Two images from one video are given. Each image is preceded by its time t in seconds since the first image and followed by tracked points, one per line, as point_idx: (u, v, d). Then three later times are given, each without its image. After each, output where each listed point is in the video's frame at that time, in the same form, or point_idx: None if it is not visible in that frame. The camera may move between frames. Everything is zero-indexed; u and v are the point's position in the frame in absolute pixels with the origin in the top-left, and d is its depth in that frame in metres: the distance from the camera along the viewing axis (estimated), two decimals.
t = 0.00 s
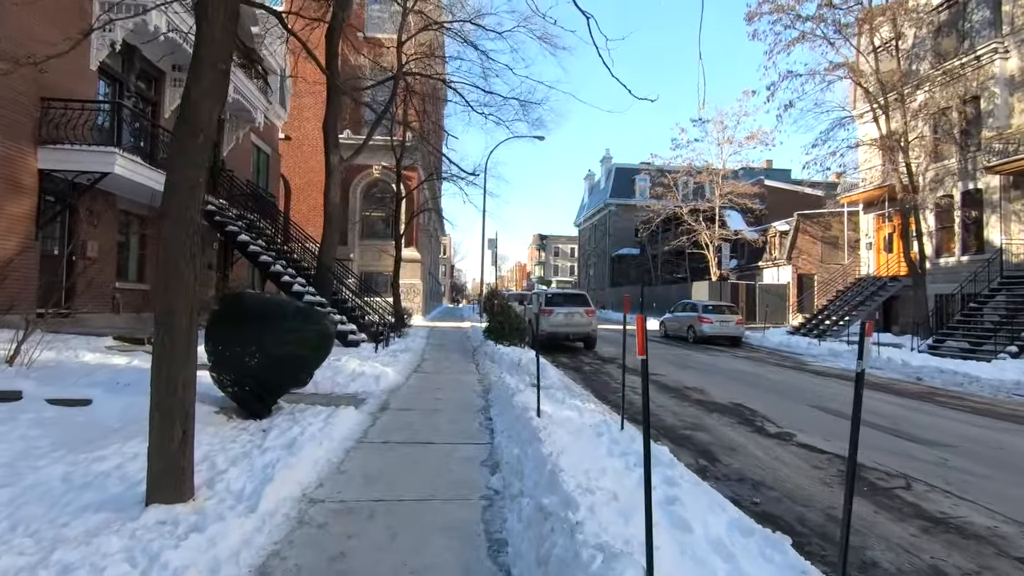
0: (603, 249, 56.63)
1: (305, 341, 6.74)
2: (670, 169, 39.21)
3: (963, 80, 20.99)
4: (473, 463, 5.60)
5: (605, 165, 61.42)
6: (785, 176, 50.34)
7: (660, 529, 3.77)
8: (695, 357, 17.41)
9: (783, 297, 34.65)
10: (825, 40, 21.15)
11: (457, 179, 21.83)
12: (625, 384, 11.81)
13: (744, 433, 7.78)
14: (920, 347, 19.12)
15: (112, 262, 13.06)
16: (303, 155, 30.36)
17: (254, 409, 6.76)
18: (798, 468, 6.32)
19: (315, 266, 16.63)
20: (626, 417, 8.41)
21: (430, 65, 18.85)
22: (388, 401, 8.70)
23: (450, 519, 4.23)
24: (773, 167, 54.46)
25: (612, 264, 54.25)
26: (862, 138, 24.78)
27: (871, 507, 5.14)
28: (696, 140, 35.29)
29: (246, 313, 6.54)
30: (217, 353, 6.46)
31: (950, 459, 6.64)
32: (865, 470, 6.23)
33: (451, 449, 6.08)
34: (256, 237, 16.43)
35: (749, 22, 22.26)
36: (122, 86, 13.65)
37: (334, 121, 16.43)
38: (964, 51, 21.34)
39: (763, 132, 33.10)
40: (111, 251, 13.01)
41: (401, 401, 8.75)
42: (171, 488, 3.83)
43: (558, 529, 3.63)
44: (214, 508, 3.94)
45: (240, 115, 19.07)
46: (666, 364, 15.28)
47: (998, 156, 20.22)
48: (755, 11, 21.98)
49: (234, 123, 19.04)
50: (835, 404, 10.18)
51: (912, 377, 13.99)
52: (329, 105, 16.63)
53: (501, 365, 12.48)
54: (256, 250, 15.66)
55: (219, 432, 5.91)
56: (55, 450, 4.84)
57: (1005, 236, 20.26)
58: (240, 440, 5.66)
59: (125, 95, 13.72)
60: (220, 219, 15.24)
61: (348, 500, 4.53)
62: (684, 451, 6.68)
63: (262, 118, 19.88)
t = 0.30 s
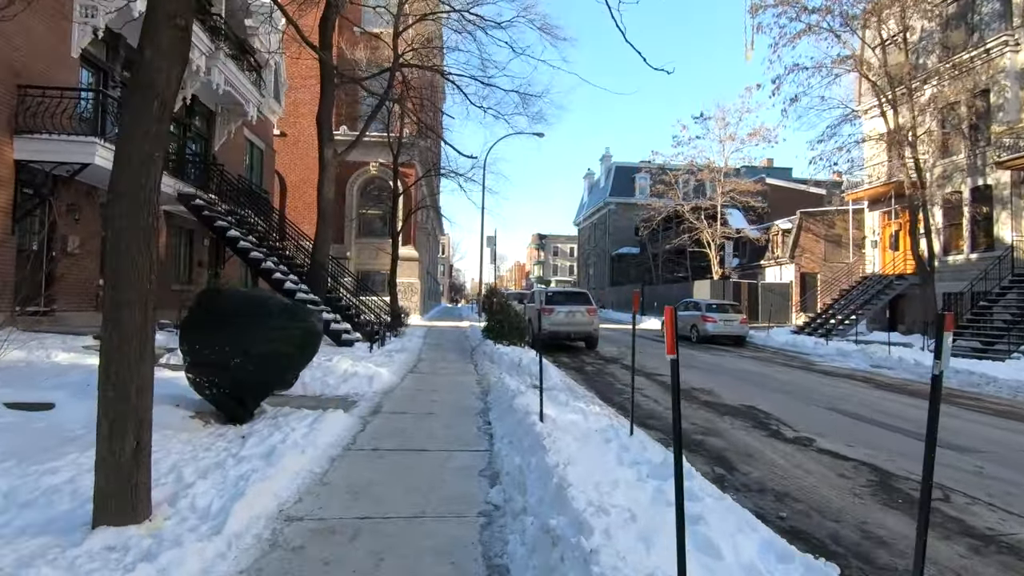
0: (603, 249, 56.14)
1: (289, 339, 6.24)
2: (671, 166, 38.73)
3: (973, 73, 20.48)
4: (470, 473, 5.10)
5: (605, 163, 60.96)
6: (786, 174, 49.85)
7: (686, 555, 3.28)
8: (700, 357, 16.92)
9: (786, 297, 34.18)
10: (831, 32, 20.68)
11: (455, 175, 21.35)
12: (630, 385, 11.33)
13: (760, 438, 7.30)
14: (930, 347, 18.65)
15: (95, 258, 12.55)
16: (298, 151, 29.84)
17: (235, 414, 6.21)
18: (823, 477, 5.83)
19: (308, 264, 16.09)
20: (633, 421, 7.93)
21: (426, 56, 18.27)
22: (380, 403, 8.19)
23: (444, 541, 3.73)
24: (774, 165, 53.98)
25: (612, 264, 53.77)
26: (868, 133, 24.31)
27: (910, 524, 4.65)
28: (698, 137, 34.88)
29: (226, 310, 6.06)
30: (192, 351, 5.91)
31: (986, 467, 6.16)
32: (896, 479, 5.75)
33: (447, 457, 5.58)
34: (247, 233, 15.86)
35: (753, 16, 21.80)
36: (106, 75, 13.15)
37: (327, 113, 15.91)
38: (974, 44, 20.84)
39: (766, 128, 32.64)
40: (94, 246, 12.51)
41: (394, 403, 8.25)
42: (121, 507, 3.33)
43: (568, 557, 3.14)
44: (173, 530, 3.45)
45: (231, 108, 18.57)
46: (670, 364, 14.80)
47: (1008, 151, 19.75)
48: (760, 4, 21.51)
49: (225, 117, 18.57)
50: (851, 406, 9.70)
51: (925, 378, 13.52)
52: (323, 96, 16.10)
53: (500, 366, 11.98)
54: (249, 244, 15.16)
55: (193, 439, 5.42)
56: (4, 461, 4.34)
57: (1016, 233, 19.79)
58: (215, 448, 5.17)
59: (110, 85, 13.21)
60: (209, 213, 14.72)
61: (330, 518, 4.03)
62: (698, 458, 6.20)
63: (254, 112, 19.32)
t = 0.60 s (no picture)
0: (603, 248, 55.67)
1: (270, 343, 5.67)
2: (672, 165, 38.22)
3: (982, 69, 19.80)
4: (468, 492, 4.60)
5: (605, 162, 60.49)
6: (789, 173, 49.35)
7: None
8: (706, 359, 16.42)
9: (789, 297, 33.71)
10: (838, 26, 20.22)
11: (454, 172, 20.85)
12: (636, 389, 10.85)
13: (780, 448, 6.80)
14: (941, 348, 18.17)
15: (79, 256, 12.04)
16: (294, 149, 29.33)
17: (213, 423, 5.71)
18: (854, 493, 5.34)
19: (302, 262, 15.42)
20: (642, 430, 7.44)
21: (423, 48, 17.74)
22: (373, 410, 7.67)
23: None
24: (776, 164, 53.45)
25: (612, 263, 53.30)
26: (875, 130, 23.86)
27: (960, 550, 4.17)
28: (700, 135, 34.44)
29: (202, 312, 5.52)
30: (162, 357, 5.38)
31: None
32: (935, 496, 5.26)
33: (443, 473, 5.07)
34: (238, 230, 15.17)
35: (758, 10, 21.35)
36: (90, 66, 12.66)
37: (321, 107, 15.36)
38: (983, 39, 20.04)
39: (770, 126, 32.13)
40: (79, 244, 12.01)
41: (388, 409, 7.75)
42: (56, 543, 2.84)
43: None
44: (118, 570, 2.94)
45: (223, 103, 18.07)
46: (676, 366, 14.32)
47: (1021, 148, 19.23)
48: None
49: (217, 111, 18.07)
50: (870, 412, 9.20)
51: (942, 381, 13.02)
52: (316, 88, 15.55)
53: (500, 370, 11.49)
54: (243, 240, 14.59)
55: (164, 453, 4.93)
56: None
57: None
58: (186, 464, 4.68)
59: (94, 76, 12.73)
60: (197, 209, 13.91)
61: (309, 550, 3.53)
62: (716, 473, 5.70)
63: (247, 107, 18.75)
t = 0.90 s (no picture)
0: (604, 248, 55.21)
1: (252, 348, 5.17)
2: (674, 163, 37.73)
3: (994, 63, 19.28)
4: (470, 515, 4.10)
5: (606, 161, 60.08)
6: (791, 171, 48.88)
7: None
8: (712, 360, 15.96)
9: (792, 297, 33.29)
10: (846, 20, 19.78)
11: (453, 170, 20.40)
12: (644, 393, 10.37)
13: (804, 459, 6.32)
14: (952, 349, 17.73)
15: (62, 255, 11.56)
16: (290, 146, 28.78)
17: (191, 434, 5.22)
18: (894, 512, 4.85)
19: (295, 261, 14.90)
20: (656, 438, 6.97)
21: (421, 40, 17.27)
22: (367, 417, 7.18)
23: None
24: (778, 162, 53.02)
25: (613, 263, 52.87)
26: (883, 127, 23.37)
27: None
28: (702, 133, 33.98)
29: (177, 313, 5.03)
30: (132, 363, 4.86)
31: None
32: (983, 515, 4.78)
33: (443, 491, 4.58)
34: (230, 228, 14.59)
35: (763, 4, 20.87)
36: (75, 57, 12.16)
37: (316, 100, 14.85)
38: (995, 32, 19.56)
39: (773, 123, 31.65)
40: (61, 242, 11.53)
41: (383, 416, 7.26)
42: None
43: None
44: None
45: (216, 97, 17.56)
46: (684, 368, 13.85)
47: None
48: None
49: (209, 106, 17.56)
50: (893, 417, 8.73)
51: (958, 383, 12.58)
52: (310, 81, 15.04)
53: (501, 372, 10.99)
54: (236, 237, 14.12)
55: (132, 469, 4.44)
56: None
57: None
58: (156, 483, 4.19)
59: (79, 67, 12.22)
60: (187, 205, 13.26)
61: None
62: (741, 489, 5.22)
63: (240, 101, 18.20)
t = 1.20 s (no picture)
0: (603, 247, 54.77)
1: (226, 351, 4.69)
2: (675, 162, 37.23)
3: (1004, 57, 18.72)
4: (467, 541, 3.62)
5: (605, 160, 59.67)
6: (791, 170, 48.53)
7: None
8: (718, 360, 15.51)
9: (795, 296, 32.87)
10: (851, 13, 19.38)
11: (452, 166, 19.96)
12: (651, 396, 9.90)
13: (827, 469, 5.87)
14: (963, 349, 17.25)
15: (42, 251, 11.11)
16: (285, 143, 28.29)
17: (161, 445, 4.77)
18: (935, 532, 4.39)
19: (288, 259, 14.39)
20: (666, 447, 6.50)
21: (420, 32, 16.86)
22: (358, 424, 6.70)
23: None
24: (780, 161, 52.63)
25: (613, 263, 52.44)
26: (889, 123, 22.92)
27: None
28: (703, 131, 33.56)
29: (144, 312, 4.55)
30: (93, 367, 4.41)
31: None
32: None
33: (437, 512, 4.10)
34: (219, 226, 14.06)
35: None
36: (56, 45, 11.71)
37: (309, 92, 14.35)
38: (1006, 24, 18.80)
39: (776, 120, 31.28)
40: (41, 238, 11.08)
41: (375, 422, 6.77)
42: None
43: None
44: None
45: (207, 91, 17.06)
46: (689, 369, 13.40)
47: None
48: None
49: (200, 100, 17.07)
50: (914, 422, 8.28)
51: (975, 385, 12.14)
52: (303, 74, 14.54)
53: (500, 374, 10.52)
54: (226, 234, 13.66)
55: (88, 488, 3.96)
56: None
57: None
58: (112, 504, 3.71)
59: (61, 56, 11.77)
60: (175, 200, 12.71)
61: None
62: (764, 505, 4.76)
63: (232, 95, 17.68)
